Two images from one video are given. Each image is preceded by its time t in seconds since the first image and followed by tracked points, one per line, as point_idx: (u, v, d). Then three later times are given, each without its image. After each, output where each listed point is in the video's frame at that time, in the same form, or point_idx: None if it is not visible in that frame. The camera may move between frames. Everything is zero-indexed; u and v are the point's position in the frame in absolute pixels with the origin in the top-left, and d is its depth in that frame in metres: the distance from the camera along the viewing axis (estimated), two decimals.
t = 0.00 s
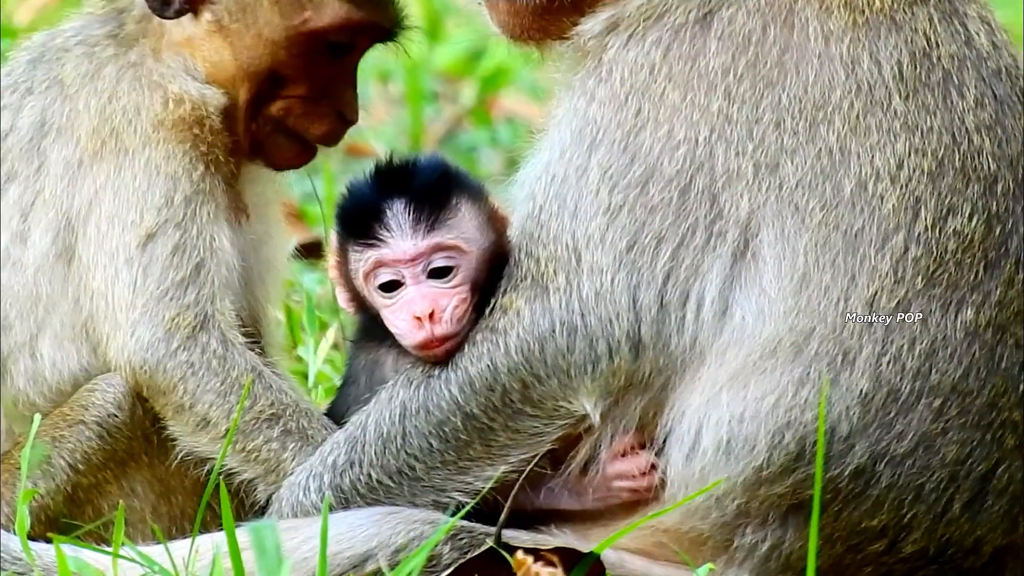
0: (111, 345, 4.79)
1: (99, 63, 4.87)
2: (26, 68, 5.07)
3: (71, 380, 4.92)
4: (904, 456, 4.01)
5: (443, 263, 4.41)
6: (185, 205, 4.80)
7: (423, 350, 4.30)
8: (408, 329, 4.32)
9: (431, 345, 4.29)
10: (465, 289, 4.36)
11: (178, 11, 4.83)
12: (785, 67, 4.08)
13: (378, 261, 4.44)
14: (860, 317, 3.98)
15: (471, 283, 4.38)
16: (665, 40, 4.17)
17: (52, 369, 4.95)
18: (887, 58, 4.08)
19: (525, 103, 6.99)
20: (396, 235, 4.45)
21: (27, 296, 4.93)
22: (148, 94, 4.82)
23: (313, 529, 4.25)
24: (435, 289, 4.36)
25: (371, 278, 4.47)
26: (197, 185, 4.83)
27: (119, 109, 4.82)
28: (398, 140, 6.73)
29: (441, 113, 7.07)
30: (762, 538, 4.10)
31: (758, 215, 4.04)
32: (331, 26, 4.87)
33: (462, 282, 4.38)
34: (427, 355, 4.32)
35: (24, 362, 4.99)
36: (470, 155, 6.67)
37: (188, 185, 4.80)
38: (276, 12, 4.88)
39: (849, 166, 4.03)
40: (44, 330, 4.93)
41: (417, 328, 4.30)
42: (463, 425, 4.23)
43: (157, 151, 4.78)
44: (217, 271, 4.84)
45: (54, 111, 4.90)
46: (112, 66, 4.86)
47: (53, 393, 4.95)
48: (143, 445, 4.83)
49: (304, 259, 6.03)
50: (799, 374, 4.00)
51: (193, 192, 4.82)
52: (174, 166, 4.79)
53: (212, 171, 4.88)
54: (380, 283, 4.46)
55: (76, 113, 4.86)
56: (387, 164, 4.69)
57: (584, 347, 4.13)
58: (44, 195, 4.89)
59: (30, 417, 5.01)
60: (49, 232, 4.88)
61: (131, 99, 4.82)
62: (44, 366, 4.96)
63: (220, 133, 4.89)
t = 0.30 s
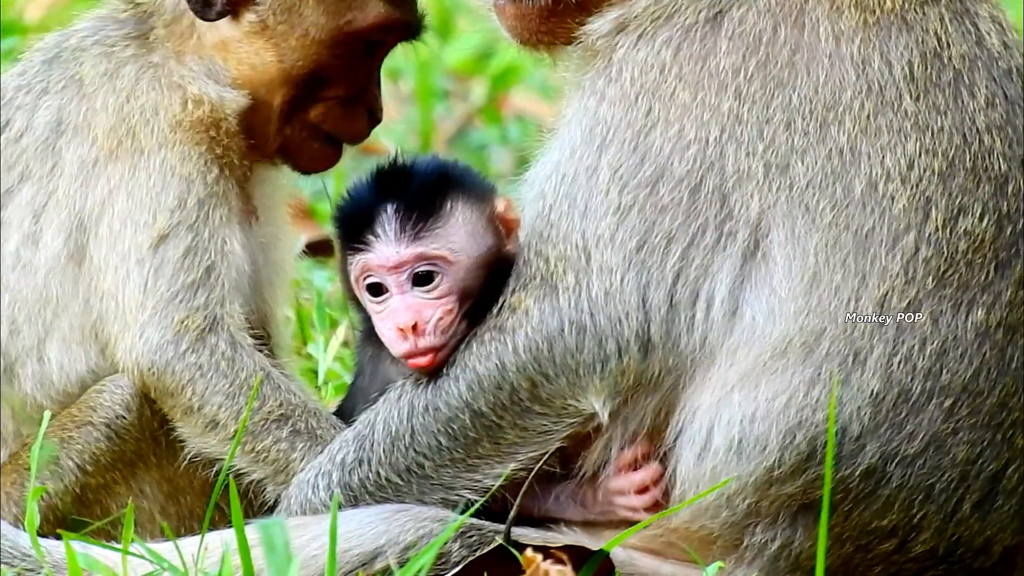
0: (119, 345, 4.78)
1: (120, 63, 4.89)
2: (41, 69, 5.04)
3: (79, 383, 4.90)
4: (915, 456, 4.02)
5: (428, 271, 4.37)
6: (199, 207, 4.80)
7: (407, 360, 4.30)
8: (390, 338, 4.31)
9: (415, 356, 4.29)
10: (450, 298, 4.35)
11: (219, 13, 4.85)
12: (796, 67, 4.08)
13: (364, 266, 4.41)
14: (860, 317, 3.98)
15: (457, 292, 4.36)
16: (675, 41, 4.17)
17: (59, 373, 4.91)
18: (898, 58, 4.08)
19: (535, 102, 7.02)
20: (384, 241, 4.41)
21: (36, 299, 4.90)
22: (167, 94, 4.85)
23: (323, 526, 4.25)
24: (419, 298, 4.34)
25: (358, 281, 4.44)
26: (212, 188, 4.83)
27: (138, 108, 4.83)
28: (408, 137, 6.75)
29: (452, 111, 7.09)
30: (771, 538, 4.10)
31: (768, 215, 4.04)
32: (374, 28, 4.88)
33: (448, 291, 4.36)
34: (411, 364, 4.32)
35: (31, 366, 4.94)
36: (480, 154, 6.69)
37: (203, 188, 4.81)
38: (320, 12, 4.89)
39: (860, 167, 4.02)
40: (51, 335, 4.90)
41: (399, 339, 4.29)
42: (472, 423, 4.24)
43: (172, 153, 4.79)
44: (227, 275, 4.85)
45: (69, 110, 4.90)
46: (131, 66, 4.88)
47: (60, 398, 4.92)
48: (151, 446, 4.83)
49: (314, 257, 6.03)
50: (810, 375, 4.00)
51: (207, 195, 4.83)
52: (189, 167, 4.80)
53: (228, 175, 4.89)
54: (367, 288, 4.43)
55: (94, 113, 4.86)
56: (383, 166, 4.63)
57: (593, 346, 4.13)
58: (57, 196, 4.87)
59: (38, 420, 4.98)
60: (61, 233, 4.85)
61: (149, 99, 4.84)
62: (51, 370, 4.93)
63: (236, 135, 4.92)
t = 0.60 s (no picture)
0: (126, 346, 4.78)
1: (142, 70, 4.88)
2: (49, 81, 4.99)
3: (88, 389, 4.87)
4: (923, 456, 4.00)
5: (453, 239, 4.32)
6: (222, 209, 4.81)
7: (432, 326, 4.22)
8: (415, 304, 4.24)
9: (440, 320, 4.21)
10: (476, 265, 4.28)
11: None
12: (804, 67, 4.07)
13: (389, 235, 4.37)
14: (860, 317, 3.97)
15: (480, 263, 4.30)
16: (682, 40, 4.16)
17: (70, 380, 4.88)
18: (906, 59, 4.06)
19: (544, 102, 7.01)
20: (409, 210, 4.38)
21: (48, 306, 4.86)
22: (194, 92, 4.86)
23: (330, 527, 4.24)
24: (444, 262, 4.28)
25: (382, 253, 4.38)
26: (235, 191, 4.85)
27: (171, 109, 4.83)
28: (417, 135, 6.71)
29: (459, 112, 7.06)
30: (778, 537, 4.10)
31: (775, 214, 4.02)
32: None
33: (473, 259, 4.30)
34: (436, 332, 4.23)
35: (42, 373, 4.89)
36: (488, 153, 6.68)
37: (228, 189, 4.82)
38: None
39: (868, 168, 4.01)
40: (63, 341, 4.87)
41: (425, 302, 4.22)
42: (478, 420, 4.22)
43: (187, 153, 4.80)
44: (240, 280, 4.86)
45: (96, 118, 4.86)
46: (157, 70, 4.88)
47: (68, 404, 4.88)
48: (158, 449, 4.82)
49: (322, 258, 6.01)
50: (819, 375, 3.98)
51: (230, 198, 4.84)
52: (218, 167, 4.81)
53: (250, 175, 4.91)
54: (391, 260, 4.37)
55: (122, 116, 4.84)
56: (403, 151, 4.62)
57: (598, 344, 4.11)
58: (79, 200, 4.84)
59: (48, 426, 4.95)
60: (83, 237, 4.82)
61: (181, 99, 4.84)
62: (62, 376, 4.89)
63: (258, 130, 4.97)
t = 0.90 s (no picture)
0: (134, 345, 4.79)
1: (148, 66, 4.89)
2: (55, 79, 4.97)
3: (93, 389, 4.85)
4: (929, 457, 4.00)
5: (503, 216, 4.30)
6: (231, 207, 4.82)
7: (479, 298, 4.21)
8: (465, 276, 4.23)
9: (488, 293, 4.20)
10: (525, 243, 4.25)
11: None
12: (808, 67, 4.07)
13: (440, 210, 4.39)
14: (860, 317, 3.97)
15: (529, 241, 4.25)
16: (687, 40, 4.15)
17: (75, 381, 4.86)
18: (911, 59, 4.06)
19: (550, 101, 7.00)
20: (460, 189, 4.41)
21: (56, 305, 4.84)
22: (204, 91, 4.87)
23: (336, 526, 4.24)
24: (495, 237, 4.27)
25: (430, 229, 4.39)
26: (244, 189, 4.86)
27: (180, 106, 4.85)
28: (424, 134, 6.70)
29: (465, 112, 7.03)
30: (784, 538, 4.09)
31: (781, 215, 4.02)
32: None
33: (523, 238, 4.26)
34: (482, 305, 4.22)
35: (47, 374, 4.87)
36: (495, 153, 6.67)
37: (237, 187, 4.83)
38: None
39: (872, 168, 4.01)
40: (69, 341, 4.86)
41: (475, 274, 4.22)
42: (484, 421, 4.21)
43: (191, 153, 4.80)
44: (248, 278, 4.87)
45: (104, 115, 4.87)
46: (165, 66, 4.89)
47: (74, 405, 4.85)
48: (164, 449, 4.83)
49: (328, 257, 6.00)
50: (825, 376, 3.98)
51: (239, 196, 4.85)
52: (226, 165, 4.82)
53: (259, 174, 4.91)
54: (439, 236, 4.37)
55: (131, 112, 4.85)
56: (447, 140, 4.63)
57: (604, 344, 4.10)
58: (87, 198, 4.82)
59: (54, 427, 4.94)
60: (92, 235, 4.81)
61: (189, 97, 4.86)
62: (67, 377, 4.87)
63: (266, 129, 4.97)
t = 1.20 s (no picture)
0: (139, 346, 4.79)
1: (156, 69, 4.89)
2: (61, 80, 4.98)
3: (97, 391, 4.88)
4: (935, 459, 4.00)
5: (514, 234, 4.27)
6: (237, 210, 4.82)
7: (492, 317, 4.19)
8: (478, 295, 4.22)
9: (501, 311, 4.18)
10: (537, 259, 4.23)
11: None
12: (812, 69, 4.06)
13: (450, 229, 4.37)
14: (861, 317, 3.97)
15: (541, 257, 4.23)
16: (690, 43, 4.14)
17: (80, 382, 4.89)
18: (915, 61, 4.05)
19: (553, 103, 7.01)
20: (469, 206, 4.39)
21: (61, 308, 4.85)
22: (212, 93, 4.88)
23: (341, 528, 4.24)
24: (507, 256, 4.25)
25: (441, 248, 4.38)
26: (251, 194, 4.86)
27: (187, 109, 4.84)
28: (428, 137, 6.71)
29: (468, 114, 7.03)
30: (790, 540, 4.10)
31: (786, 217, 4.01)
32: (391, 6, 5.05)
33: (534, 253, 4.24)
34: (495, 323, 4.20)
35: (52, 376, 4.91)
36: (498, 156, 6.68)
37: (243, 191, 4.82)
38: None
39: (879, 171, 3.99)
40: (73, 343, 4.87)
41: (487, 293, 4.20)
42: (490, 425, 4.21)
43: (197, 157, 4.79)
44: (253, 282, 4.86)
45: (110, 117, 4.87)
46: (172, 69, 4.89)
47: (79, 406, 4.89)
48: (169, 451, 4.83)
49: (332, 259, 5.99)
50: (831, 378, 3.98)
51: (246, 200, 4.84)
52: (234, 168, 4.82)
53: (265, 178, 4.92)
54: (451, 255, 4.36)
55: (139, 115, 4.84)
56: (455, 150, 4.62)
57: (610, 348, 4.09)
58: (92, 199, 4.81)
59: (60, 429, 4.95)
60: (97, 236, 4.81)
61: (196, 100, 4.86)
62: (72, 379, 4.90)
63: (273, 134, 4.98)
